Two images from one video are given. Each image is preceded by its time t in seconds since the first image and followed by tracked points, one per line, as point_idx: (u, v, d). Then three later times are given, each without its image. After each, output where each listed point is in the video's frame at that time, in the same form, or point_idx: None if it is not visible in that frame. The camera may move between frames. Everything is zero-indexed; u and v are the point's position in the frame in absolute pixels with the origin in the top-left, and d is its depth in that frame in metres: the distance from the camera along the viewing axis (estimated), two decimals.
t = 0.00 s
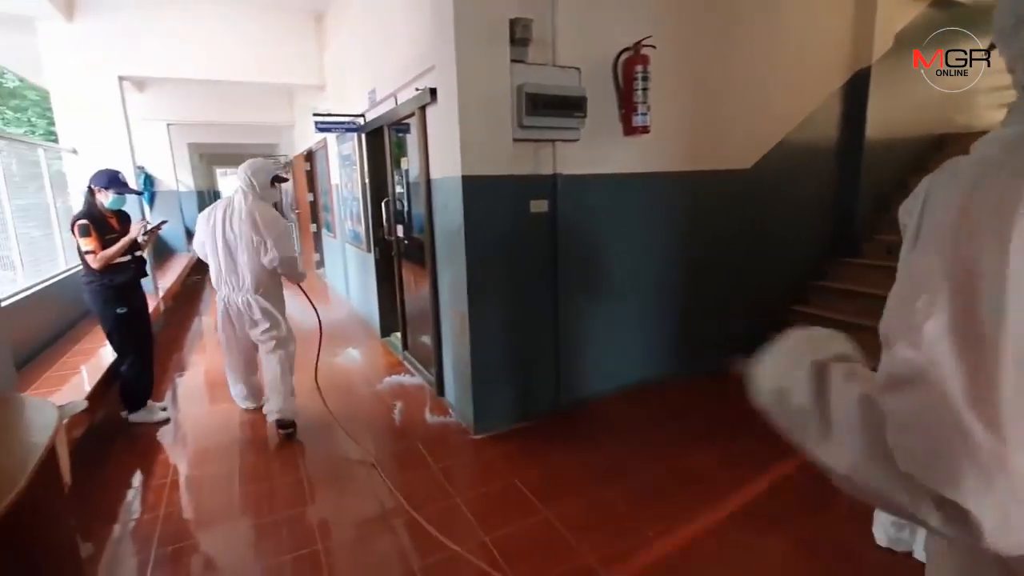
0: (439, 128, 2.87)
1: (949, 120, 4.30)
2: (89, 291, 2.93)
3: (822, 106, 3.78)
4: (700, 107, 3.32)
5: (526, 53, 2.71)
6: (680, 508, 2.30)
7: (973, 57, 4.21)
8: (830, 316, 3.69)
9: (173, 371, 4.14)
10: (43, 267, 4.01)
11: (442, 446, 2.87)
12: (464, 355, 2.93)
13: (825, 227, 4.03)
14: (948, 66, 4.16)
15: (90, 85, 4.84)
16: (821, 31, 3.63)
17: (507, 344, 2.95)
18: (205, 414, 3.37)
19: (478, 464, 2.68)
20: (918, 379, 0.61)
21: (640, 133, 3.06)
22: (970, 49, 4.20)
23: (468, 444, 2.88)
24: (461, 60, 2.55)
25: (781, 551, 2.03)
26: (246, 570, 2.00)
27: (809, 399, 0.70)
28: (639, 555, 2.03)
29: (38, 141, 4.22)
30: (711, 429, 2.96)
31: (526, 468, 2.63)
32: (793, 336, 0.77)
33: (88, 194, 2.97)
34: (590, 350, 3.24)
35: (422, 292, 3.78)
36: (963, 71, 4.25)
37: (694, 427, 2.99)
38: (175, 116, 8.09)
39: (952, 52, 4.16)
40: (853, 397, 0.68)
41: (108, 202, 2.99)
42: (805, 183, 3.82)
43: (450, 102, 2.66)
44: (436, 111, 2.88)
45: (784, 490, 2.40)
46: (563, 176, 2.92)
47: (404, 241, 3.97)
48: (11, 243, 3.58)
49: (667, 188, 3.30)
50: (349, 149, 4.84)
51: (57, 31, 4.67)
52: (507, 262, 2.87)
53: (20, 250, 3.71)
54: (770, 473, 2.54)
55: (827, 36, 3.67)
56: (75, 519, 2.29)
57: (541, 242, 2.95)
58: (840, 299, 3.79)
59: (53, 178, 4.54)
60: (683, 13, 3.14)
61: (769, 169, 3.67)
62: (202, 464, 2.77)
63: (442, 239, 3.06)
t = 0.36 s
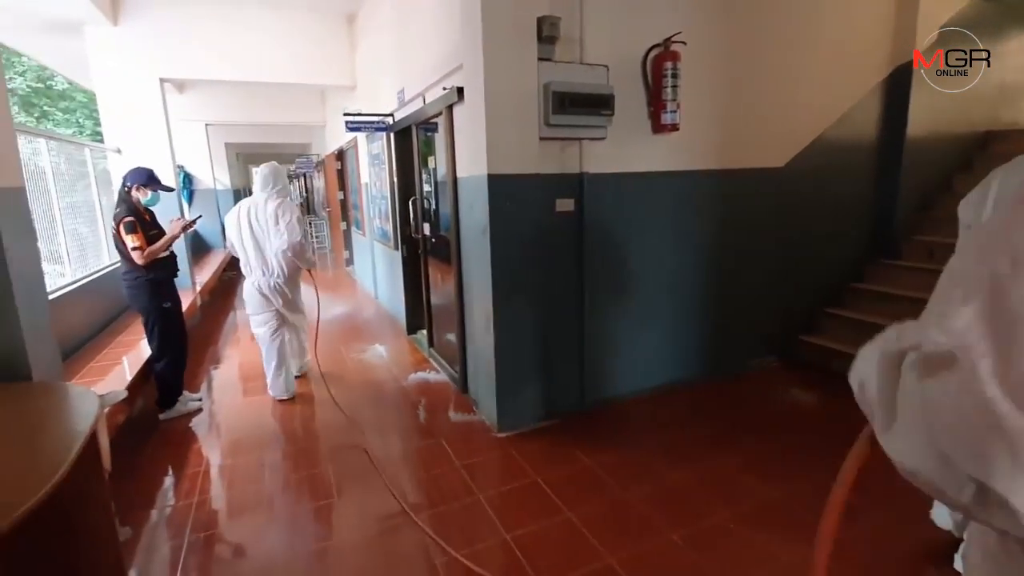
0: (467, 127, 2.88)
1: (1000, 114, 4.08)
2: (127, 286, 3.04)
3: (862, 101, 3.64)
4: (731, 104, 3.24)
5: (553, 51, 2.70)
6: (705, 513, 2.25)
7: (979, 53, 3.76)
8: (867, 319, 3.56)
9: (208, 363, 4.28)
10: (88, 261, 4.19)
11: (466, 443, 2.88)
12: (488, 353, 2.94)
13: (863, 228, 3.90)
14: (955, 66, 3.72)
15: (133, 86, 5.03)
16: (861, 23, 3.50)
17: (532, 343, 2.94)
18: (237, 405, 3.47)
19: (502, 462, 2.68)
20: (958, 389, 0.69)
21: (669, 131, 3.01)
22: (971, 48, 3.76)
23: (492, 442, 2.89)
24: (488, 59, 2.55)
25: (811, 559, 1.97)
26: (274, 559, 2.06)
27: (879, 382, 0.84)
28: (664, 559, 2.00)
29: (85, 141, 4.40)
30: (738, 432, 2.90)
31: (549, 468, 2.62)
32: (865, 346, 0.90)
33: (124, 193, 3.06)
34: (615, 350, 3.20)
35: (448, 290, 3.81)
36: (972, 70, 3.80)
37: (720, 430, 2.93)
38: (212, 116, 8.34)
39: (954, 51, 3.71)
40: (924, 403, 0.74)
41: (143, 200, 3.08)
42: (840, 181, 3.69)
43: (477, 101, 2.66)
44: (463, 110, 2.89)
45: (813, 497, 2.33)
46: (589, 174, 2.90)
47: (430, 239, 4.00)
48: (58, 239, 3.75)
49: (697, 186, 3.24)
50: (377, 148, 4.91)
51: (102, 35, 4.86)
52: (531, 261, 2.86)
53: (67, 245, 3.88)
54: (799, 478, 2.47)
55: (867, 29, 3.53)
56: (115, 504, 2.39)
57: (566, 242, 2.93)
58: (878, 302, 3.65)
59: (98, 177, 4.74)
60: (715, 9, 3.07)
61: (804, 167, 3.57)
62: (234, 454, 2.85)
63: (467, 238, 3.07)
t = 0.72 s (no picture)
0: (480, 126, 2.88)
1: None
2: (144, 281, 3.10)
3: (884, 103, 3.57)
4: (749, 104, 3.21)
5: (568, 50, 2.69)
6: (715, 518, 2.22)
7: (971, 56, 3.58)
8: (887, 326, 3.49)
9: (224, 357, 4.35)
10: (110, 255, 4.28)
11: (475, 442, 2.89)
12: (499, 352, 2.94)
13: (883, 233, 3.82)
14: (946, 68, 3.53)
15: (155, 84, 5.13)
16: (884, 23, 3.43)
17: (543, 343, 2.94)
18: (251, 399, 3.52)
19: (511, 462, 2.68)
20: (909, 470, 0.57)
21: (684, 131, 2.99)
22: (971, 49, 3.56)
23: (502, 441, 2.89)
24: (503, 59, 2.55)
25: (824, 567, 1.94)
26: (282, 552, 2.08)
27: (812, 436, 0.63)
28: (672, 563, 1.98)
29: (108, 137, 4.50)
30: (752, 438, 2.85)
31: (557, 469, 2.62)
32: (679, 348, 0.67)
33: (141, 188, 3.10)
34: (627, 352, 3.18)
35: (460, 288, 3.82)
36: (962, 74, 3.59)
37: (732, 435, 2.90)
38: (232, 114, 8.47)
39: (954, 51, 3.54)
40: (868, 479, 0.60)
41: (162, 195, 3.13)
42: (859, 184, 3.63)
43: (492, 100, 2.67)
44: (477, 109, 2.90)
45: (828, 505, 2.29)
46: (603, 174, 2.88)
47: (443, 238, 4.01)
48: (81, 233, 3.84)
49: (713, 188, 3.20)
50: (392, 147, 4.94)
51: (127, 34, 4.96)
52: (544, 261, 2.86)
53: (89, 239, 3.97)
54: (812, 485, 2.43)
55: (890, 29, 3.46)
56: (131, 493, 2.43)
57: (579, 242, 2.93)
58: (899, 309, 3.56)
59: (120, 172, 4.83)
60: (733, 9, 3.04)
61: (823, 170, 3.51)
62: (246, 448, 2.88)
63: (480, 237, 3.08)
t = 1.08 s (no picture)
0: (488, 127, 2.90)
1: None
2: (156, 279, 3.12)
3: (892, 107, 3.56)
4: (757, 107, 3.20)
5: (576, 52, 2.69)
6: (718, 521, 2.22)
7: (971, 56, 3.48)
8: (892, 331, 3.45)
9: (230, 353, 4.38)
10: (118, 251, 4.31)
11: (479, 441, 2.90)
12: (504, 350, 2.95)
13: (890, 238, 3.81)
14: (945, 68, 3.49)
15: (164, 81, 5.16)
16: (893, 27, 3.42)
17: (547, 342, 2.94)
18: (256, 396, 3.53)
19: (515, 462, 2.69)
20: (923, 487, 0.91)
21: (692, 133, 2.99)
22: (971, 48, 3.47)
23: (505, 441, 2.89)
24: (511, 59, 2.56)
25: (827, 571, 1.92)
26: (287, 548, 2.09)
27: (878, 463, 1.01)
28: (676, 564, 1.98)
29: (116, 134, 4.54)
30: (755, 441, 2.84)
31: (562, 469, 2.62)
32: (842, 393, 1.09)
33: (161, 187, 3.13)
34: (631, 354, 3.18)
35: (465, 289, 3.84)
36: (961, 75, 3.50)
37: (736, 438, 2.89)
38: (240, 112, 8.51)
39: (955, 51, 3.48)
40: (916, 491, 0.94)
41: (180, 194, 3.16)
42: (869, 187, 3.62)
43: (500, 101, 2.68)
44: (485, 109, 2.91)
45: (832, 509, 2.28)
46: (609, 176, 2.89)
47: (449, 237, 4.02)
48: (90, 228, 3.87)
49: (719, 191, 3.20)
50: (399, 146, 4.96)
51: (137, 31, 5.00)
52: (550, 261, 2.87)
53: (98, 235, 4.00)
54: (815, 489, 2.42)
55: (899, 33, 3.45)
56: (137, 488, 2.45)
57: (585, 243, 2.93)
58: (906, 314, 3.53)
59: (129, 169, 4.86)
60: (742, 12, 3.04)
61: (830, 173, 3.51)
62: (251, 444, 2.90)
63: (486, 236, 3.08)
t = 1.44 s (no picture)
0: (493, 127, 2.91)
1: None
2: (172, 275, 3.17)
3: (897, 112, 3.56)
4: (762, 111, 3.21)
5: (582, 54, 2.70)
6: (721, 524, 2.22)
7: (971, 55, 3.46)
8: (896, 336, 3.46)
9: (233, 351, 4.39)
10: (124, 248, 4.34)
11: (481, 442, 2.90)
12: (507, 351, 2.96)
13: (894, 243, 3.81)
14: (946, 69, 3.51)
15: (171, 80, 5.18)
16: (899, 32, 3.42)
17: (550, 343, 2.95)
18: (258, 394, 3.55)
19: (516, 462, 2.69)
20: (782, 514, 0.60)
21: (696, 136, 2.99)
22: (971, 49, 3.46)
23: (507, 441, 2.90)
24: (516, 61, 2.57)
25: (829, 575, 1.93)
26: (289, 545, 2.11)
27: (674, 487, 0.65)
28: (678, 567, 1.98)
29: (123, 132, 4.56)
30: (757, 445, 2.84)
31: (564, 470, 2.62)
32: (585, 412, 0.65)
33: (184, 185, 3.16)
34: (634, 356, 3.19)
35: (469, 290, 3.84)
36: (960, 75, 3.48)
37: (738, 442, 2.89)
38: (245, 111, 8.53)
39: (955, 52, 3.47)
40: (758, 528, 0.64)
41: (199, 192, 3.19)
42: (873, 192, 3.63)
43: (505, 103, 2.69)
44: (490, 110, 2.92)
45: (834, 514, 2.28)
46: (613, 178, 2.90)
47: (453, 237, 4.03)
48: (96, 225, 3.89)
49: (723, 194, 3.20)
50: (404, 146, 4.97)
51: (145, 30, 5.02)
52: (554, 262, 2.87)
53: (104, 232, 4.02)
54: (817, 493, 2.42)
55: (906, 38, 3.45)
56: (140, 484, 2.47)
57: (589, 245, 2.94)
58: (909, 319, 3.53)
59: (135, 167, 4.89)
60: (748, 15, 3.04)
61: (833, 178, 3.51)
62: (253, 442, 2.91)
63: (490, 237, 3.09)
